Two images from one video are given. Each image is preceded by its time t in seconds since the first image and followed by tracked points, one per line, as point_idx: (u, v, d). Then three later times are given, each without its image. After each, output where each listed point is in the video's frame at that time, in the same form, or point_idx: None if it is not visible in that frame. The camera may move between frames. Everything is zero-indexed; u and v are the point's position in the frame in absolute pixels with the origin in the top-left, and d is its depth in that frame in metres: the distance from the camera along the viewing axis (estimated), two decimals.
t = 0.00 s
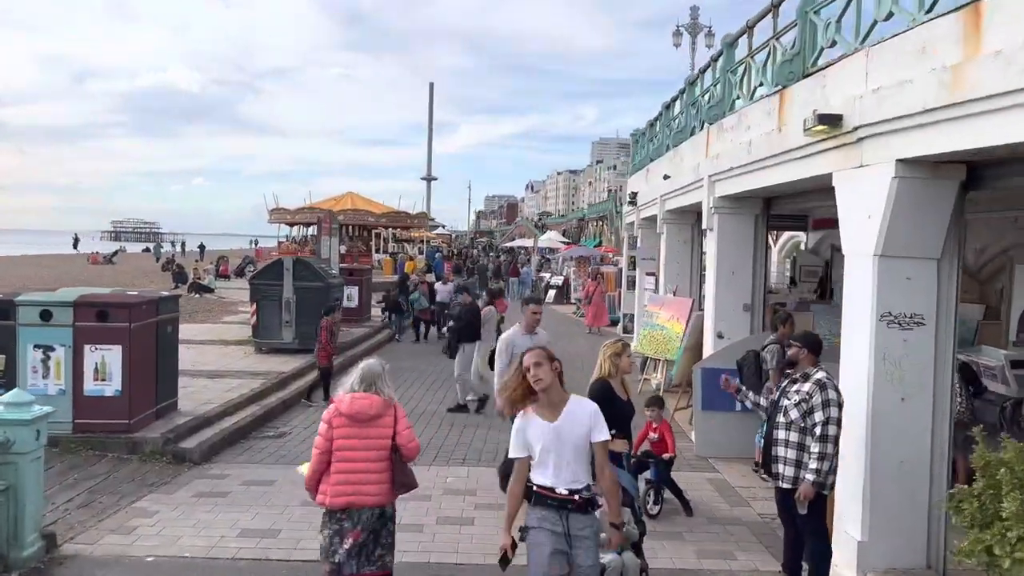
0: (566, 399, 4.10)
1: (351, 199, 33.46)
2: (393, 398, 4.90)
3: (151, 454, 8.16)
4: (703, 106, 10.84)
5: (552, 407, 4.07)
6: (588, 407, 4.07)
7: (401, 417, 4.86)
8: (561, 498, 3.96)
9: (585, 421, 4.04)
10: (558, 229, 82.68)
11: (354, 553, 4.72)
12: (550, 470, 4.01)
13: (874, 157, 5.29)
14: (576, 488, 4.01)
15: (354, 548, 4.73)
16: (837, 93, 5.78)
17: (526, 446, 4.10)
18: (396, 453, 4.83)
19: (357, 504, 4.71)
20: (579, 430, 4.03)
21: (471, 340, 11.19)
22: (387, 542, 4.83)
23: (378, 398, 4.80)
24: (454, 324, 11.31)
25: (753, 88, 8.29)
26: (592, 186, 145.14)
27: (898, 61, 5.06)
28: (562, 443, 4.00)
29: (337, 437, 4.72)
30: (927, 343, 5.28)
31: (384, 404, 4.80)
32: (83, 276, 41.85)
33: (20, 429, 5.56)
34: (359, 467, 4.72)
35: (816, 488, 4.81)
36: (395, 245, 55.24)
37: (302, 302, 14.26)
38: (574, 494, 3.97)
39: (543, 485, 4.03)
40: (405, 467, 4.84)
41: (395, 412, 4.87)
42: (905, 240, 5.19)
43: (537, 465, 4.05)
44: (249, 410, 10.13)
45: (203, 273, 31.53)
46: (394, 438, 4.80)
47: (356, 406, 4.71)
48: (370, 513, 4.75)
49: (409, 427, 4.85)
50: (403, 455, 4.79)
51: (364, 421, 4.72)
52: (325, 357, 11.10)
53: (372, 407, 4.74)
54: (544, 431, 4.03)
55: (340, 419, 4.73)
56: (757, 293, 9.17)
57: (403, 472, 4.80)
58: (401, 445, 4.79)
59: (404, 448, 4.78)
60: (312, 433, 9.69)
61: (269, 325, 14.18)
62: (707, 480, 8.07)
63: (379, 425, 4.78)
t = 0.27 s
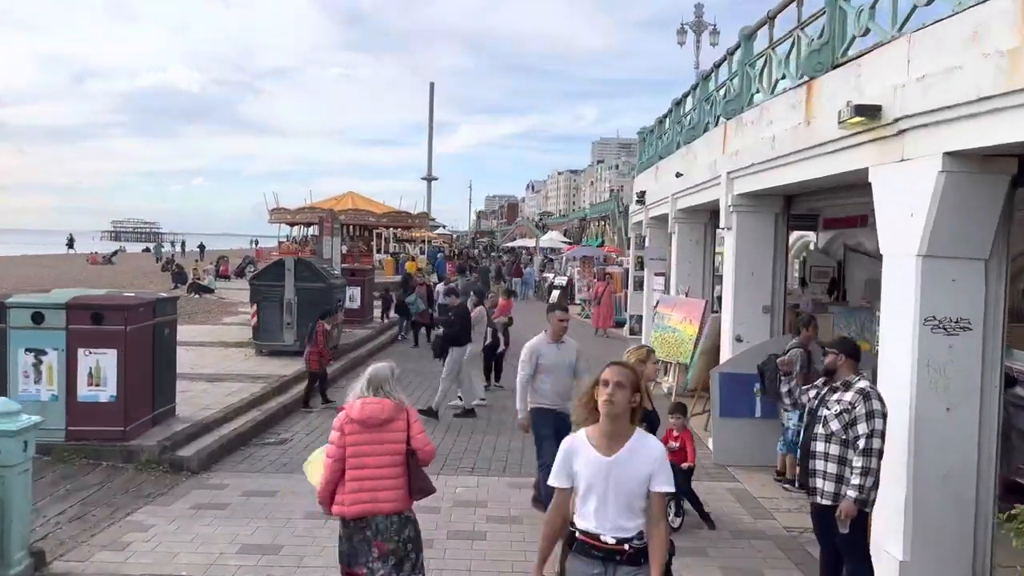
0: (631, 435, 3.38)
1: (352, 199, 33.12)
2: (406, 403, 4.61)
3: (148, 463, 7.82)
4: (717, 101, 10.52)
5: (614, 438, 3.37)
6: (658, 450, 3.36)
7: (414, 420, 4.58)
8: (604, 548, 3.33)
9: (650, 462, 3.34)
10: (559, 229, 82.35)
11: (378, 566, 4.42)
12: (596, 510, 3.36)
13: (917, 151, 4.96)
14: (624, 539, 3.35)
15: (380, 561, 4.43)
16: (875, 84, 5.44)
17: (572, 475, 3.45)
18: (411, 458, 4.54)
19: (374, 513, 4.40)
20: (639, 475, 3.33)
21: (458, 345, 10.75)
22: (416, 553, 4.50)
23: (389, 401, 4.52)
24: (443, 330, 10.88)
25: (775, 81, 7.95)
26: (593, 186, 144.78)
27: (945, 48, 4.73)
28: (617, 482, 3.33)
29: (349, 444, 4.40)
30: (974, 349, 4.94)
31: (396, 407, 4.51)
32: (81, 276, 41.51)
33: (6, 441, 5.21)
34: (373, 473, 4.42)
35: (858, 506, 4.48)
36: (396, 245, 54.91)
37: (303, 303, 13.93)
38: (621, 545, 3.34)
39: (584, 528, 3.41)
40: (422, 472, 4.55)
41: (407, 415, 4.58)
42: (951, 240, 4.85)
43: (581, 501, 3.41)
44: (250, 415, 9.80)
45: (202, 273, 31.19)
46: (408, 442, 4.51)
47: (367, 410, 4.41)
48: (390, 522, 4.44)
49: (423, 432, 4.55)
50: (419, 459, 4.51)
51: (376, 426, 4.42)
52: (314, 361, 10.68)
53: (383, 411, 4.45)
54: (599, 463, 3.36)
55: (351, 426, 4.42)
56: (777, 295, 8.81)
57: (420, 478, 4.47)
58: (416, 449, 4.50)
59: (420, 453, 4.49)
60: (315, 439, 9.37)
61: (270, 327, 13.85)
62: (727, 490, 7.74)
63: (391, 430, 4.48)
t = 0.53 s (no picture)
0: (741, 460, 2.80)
1: (353, 198, 32.83)
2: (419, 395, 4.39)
3: (147, 464, 7.50)
4: (734, 92, 10.21)
5: (724, 461, 2.77)
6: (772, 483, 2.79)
7: (427, 413, 4.36)
8: None
9: (762, 500, 2.77)
10: (561, 228, 82.05)
11: (390, 558, 4.31)
12: (691, 545, 2.75)
13: (966, 132, 4.65)
14: None
15: (390, 554, 4.32)
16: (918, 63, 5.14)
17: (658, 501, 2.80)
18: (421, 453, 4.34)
19: (382, 509, 4.26)
20: (749, 510, 2.76)
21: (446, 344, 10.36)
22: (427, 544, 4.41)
23: (399, 394, 4.32)
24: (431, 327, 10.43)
25: (799, 66, 7.65)
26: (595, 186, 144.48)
27: (998, 20, 4.42)
28: (721, 514, 2.74)
29: (358, 437, 4.28)
30: None
31: (407, 400, 4.31)
32: (81, 275, 41.23)
33: None
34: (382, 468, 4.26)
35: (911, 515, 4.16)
36: (398, 244, 54.60)
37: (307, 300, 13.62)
38: None
39: (669, 567, 2.78)
40: (433, 467, 4.34)
41: (420, 408, 4.37)
42: (1004, 227, 4.54)
43: (668, 532, 2.79)
44: (254, 414, 9.49)
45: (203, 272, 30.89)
46: (419, 437, 4.31)
47: (374, 403, 4.26)
48: (400, 516, 4.31)
49: (435, 426, 4.33)
50: (429, 454, 4.30)
51: (384, 419, 4.26)
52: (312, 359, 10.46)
53: (392, 404, 4.27)
54: (701, 488, 2.74)
55: (361, 419, 4.29)
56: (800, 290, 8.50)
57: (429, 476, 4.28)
58: (426, 444, 4.29)
59: (429, 448, 4.28)
60: (321, 439, 9.06)
61: (273, 325, 13.55)
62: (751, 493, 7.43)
63: (401, 424, 4.29)
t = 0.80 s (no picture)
0: (864, 458, 2.35)
1: (356, 197, 32.50)
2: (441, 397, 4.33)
3: (145, 471, 7.18)
4: (752, 84, 9.88)
5: (842, 464, 2.31)
6: (908, 483, 2.34)
7: (449, 417, 4.28)
8: None
9: (891, 501, 2.31)
10: (563, 228, 81.75)
11: (397, 562, 4.09)
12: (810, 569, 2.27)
13: None
14: None
15: (398, 558, 4.11)
16: (967, 48, 4.80)
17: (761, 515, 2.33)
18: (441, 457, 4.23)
19: (398, 512, 4.13)
20: (881, 522, 2.30)
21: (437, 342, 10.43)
22: (437, 552, 4.20)
23: (422, 395, 4.26)
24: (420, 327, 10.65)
25: (826, 56, 7.32)
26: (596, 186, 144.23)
27: None
28: (844, 529, 2.28)
29: (379, 437, 4.23)
30: None
31: (429, 402, 4.25)
32: (81, 275, 40.94)
33: None
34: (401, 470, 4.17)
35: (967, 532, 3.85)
36: (400, 244, 54.32)
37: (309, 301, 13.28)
38: None
39: None
40: (452, 472, 4.23)
41: (442, 411, 4.30)
42: None
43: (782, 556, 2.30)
44: (256, 418, 9.18)
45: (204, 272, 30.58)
46: (440, 440, 4.22)
47: (396, 403, 4.21)
48: (415, 522, 4.15)
49: (456, 428, 4.26)
50: (449, 458, 4.20)
51: (406, 420, 4.19)
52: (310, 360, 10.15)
53: (413, 405, 4.21)
54: (814, 497, 2.29)
55: (383, 419, 4.25)
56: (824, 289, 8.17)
57: (447, 479, 4.18)
58: (446, 447, 4.20)
59: (449, 451, 4.19)
60: (326, 444, 8.74)
61: (276, 325, 13.23)
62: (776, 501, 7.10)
63: (423, 425, 4.22)
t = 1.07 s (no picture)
0: None
1: (357, 196, 32.19)
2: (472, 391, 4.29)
3: (142, 475, 6.88)
4: (769, 75, 9.57)
5: None
6: None
7: (480, 410, 4.24)
8: None
9: None
10: (565, 228, 81.43)
11: (435, 556, 4.15)
12: None
13: None
14: None
15: (437, 551, 4.16)
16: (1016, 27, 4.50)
17: None
18: (472, 451, 4.21)
19: (429, 506, 4.14)
20: None
21: (429, 341, 10.22)
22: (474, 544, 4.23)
23: (453, 389, 4.21)
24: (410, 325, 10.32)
25: (852, 42, 7.02)
26: (598, 186, 143.91)
27: None
28: None
29: (410, 429, 4.21)
30: None
31: (460, 395, 4.20)
32: (81, 274, 40.67)
33: None
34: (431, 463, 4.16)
35: None
36: (402, 243, 54.01)
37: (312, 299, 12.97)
38: None
39: None
40: (483, 465, 4.22)
41: (473, 404, 4.26)
42: None
43: None
44: (257, 419, 8.87)
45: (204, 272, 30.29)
46: (470, 434, 4.19)
47: (426, 396, 4.18)
48: (447, 515, 4.17)
49: (486, 423, 4.21)
50: (479, 452, 4.18)
51: (436, 413, 4.16)
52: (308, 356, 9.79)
53: (444, 399, 4.17)
54: None
55: (413, 411, 4.22)
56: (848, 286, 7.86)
57: (477, 472, 4.17)
58: (476, 442, 4.17)
59: (479, 446, 4.16)
60: (329, 446, 8.44)
61: (278, 324, 12.94)
62: (800, 507, 6.79)
63: (453, 419, 4.19)
